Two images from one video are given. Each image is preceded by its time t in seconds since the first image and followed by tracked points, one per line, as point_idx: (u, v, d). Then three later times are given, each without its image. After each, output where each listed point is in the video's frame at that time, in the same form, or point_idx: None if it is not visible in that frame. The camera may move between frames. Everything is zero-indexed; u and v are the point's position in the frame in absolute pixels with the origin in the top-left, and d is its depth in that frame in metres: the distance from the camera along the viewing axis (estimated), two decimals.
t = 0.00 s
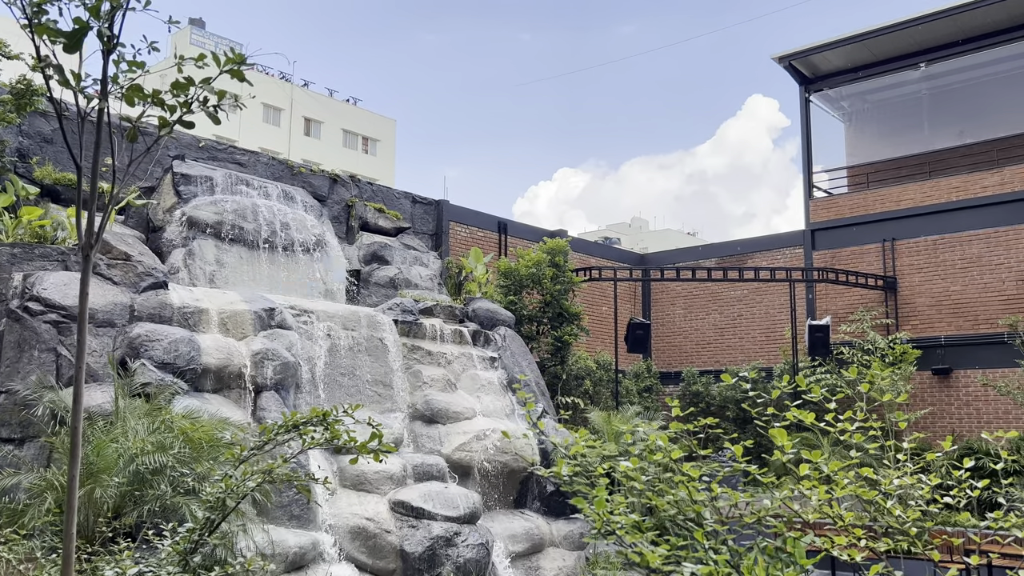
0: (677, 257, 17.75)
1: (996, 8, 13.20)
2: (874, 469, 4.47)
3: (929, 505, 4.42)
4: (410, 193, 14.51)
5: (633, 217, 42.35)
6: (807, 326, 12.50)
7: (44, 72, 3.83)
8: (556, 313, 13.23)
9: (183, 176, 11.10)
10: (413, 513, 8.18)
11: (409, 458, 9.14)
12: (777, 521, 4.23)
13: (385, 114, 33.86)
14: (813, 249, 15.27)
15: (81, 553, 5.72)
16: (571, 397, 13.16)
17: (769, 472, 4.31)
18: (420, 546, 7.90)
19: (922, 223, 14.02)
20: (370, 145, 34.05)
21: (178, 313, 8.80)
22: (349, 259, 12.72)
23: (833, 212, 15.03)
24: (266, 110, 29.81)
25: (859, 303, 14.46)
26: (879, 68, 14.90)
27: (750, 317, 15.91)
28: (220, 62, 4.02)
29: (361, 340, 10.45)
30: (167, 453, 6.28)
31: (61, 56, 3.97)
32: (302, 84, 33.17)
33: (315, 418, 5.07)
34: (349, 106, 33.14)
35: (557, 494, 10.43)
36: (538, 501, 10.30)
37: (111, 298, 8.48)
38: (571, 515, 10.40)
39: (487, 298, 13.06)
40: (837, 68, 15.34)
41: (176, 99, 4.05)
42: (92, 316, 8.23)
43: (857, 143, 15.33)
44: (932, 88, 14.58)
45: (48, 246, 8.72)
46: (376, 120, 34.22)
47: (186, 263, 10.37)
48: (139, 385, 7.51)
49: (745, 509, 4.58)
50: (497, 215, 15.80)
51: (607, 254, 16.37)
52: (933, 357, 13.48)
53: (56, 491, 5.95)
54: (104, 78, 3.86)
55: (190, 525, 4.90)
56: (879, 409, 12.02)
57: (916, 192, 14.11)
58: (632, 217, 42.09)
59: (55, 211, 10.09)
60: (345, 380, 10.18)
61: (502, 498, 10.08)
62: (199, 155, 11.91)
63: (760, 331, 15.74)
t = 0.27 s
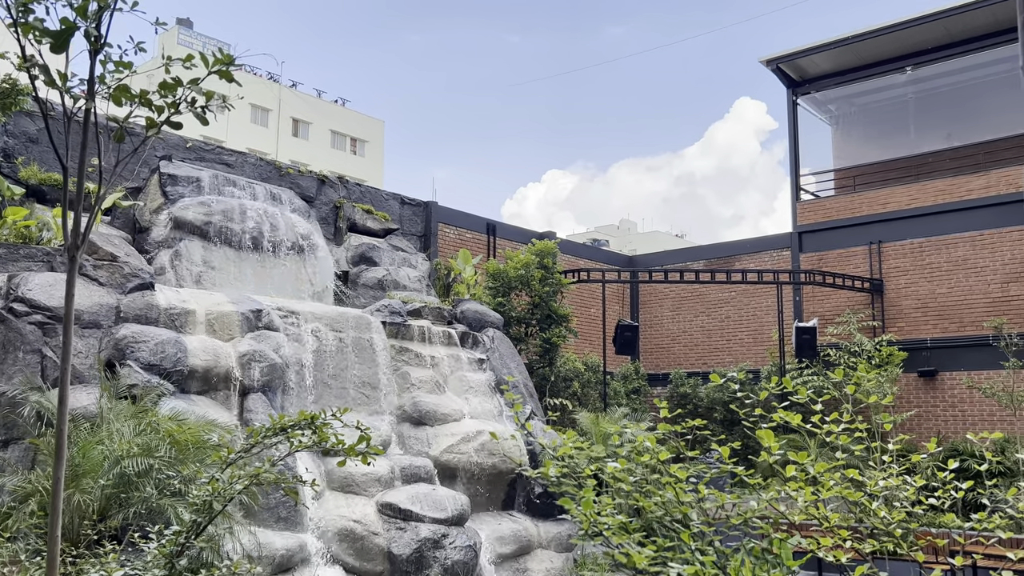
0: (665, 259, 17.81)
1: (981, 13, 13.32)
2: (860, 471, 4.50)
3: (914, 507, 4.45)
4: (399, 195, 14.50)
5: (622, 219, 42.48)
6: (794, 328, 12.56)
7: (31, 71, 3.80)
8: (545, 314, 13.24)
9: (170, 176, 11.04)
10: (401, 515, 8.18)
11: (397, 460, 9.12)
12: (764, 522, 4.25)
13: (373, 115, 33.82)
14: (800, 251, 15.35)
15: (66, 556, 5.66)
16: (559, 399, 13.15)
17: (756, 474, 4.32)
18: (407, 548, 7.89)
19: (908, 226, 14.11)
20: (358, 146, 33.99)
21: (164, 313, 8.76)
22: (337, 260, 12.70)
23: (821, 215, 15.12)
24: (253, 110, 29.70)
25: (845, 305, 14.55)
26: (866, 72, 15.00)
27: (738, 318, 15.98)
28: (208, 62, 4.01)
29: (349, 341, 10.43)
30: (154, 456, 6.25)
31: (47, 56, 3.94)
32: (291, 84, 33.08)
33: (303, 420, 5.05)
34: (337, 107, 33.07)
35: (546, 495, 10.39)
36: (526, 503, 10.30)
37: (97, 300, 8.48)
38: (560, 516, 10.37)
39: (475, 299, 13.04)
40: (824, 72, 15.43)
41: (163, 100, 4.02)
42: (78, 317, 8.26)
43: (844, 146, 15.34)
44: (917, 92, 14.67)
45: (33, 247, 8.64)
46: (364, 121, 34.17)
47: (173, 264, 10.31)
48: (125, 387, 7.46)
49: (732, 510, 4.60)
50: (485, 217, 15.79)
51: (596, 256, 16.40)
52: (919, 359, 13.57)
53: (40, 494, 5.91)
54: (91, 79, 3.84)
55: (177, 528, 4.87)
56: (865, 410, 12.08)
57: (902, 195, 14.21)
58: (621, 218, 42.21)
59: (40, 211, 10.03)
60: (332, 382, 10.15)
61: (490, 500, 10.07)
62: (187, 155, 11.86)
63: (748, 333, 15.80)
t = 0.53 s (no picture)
0: (653, 261, 17.87)
1: (966, 17, 13.41)
2: (844, 472, 4.53)
3: (897, 508, 4.49)
4: (387, 196, 14.48)
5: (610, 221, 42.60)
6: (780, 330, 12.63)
7: (15, 70, 3.78)
8: (533, 316, 13.25)
9: (157, 176, 10.98)
10: (388, 517, 8.17)
11: (385, 462, 9.10)
12: (749, 524, 4.27)
13: (362, 116, 33.77)
14: (787, 253, 15.42)
15: (50, 558, 5.60)
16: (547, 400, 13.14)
17: (741, 475, 4.34)
18: (395, 550, 7.87)
19: (894, 229, 14.21)
20: (347, 147, 33.93)
21: (150, 315, 8.67)
22: (325, 261, 12.66)
23: (807, 217, 15.20)
24: (241, 111, 29.60)
25: (832, 307, 14.63)
26: (852, 75, 15.10)
27: (725, 320, 16.03)
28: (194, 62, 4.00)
29: (337, 342, 10.41)
30: (139, 458, 6.22)
31: (32, 56, 3.92)
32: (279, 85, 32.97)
33: (289, 421, 5.02)
34: (326, 108, 33.00)
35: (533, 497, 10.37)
36: (514, 504, 10.30)
37: (82, 300, 8.48)
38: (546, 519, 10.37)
39: (463, 301, 13.03)
40: (811, 75, 15.51)
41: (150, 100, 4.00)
42: (63, 318, 8.26)
43: (831, 149, 15.49)
44: (903, 96, 14.80)
45: (17, 247, 8.59)
46: (353, 122, 34.12)
47: (160, 265, 10.25)
48: (111, 389, 7.41)
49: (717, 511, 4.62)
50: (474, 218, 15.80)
51: (584, 257, 16.43)
52: (904, 361, 13.65)
53: (25, 497, 5.86)
54: (76, 78, 3.81)
55: (161, 530, 4.84)
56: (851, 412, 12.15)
57: (888, 198, 14.29)
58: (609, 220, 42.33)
59: (25, 211, 9.95)
60: (320, 384, 10.13)
61: (478, 502, 10.06)
62: (174, 155, 11.81)
63: (735, 334, 15.86)
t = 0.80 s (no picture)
0: (640, 262, 17.90)
1: (951, 23, 13.50)
2: (824, 473, 4.55)
3: (877, 508, 4.52)
4: (374, 196, 14.45)
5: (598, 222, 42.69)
6: (766, 331, 12.67)
7: None
8: (520, 317, 13.25)
9: (142, 176, 10.92)
10: (375, 518, 8.13)
11: (371, 463, 9.07)
12: (730, 525, 4.28)
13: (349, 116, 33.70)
14: (773, 255, 15.47)
15: (31, 561, 5.53)
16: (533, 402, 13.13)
17: (722, 476, 4.35)
18: (381, 551, 7.81)
19: (879, 231, 14.29)
20: (334, 147, 33.86)
21: (135, 315, 8.62)
22: (311, 262, 12.63)
23: (793, 220, 15.26)
24: (228, 111, 29.50)
25: (817, 309, 14.69)
26: (838, 78, 15.17)
27: (711, 322, 16.07)
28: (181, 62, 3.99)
29: (323, 343, 10.38)
30: (121, 459, 6.18)
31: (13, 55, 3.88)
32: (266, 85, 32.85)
33: (272, 423, 4.99)
34: (313, 108, 32.93)
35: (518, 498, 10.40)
36: (501, 506, 10.29)
37: (66, 301, 8.44)
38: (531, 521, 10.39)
39: (451, 302, 13.00)
40: (797, 78, 15.57)
41: (133, 101, 3.96)
42: (46, 318, 8.21)
43: (816, 151, 15.58)
44: (888, 99, 14.91)
45: None
46: (340, 122, 34.05)
47: (145, 265, 10.19)
48: (95, 389, 7.35)
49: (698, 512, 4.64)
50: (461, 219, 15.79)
51: (571, 259, 16.44)
52: (889, 362, 13.69)
53: (5, 499, 5.81)
54: (59, 78, 3.77)
55: (143, 531, 4.79)
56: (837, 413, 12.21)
57: (873, 201, 14.36)
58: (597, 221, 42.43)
59: (8, 210, 9.88)
60: (305, 385, 10.09)
61: (464, 503, 10.03)
62: (159, 155, 11.74)
63: (721, 336, 15.90)
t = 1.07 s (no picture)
0: (626, 263, 17.94)
1: (934, 27, 13.60)
2: (804, 474, 4.59)
3: (856, 509, 4.56)
4: (360, 196, 14.41)
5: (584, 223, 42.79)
6: (751, 333, 12.74)
7: None
8: (506, 318, 13.25)
9: (126, 175, 10.84)
10: (359, 520, 8.10)
11: (355, 464, 9.05)
12: (710, 526, 4.30)
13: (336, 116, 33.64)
14: (758, 257, 15.54)
15: (12, 562, 5.47)
16: (519, 403, 13.13)
17: (702, 478, 4.35)
18: (366, 553, 7.80)
19: (863, 233, 14.38)
20: (320, 147, 33.78)
21: (118, 315, 8.58)
22: (296, 262, 12.59)
23: (778, 222, 15.32)
24: (213, 110, 29.37)
25: (802, 310, 14.77)
26: (822, 81, 15.25)
27: (696, 323, 16.13)
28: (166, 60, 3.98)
29: (308, 344, 10.34)
30: (103, 460, 6.13)
31: None
32: (252, 84, 32.71)
33: (254, 424, 4.95)
34: (300, 108, 32.84)
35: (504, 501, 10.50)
36: (486, 507, 10.31)
37: (48, 300, 8.38)
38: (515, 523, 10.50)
39: (437, 303, 12.98)
40: (782, 80, 15.62)
41: (118, 100, 3.82)
42: (28, 318, 8.15)
43: (801, 154, 15.67)
44: (872, 102, 15.00)
45: None
46: (327, 122, 33.97)
47: (128, 265, 10.12)
48: (77, 390, 7.29)
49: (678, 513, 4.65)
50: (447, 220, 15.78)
51: (558, 259, 16.46)
52: (873, 363, 13.73)
53: None
54: (41, 77, 3.70)
55: (125, 533, 4.74)
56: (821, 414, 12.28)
57: (857, 203, 14.45)
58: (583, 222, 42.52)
59: None
60: (290, 385, 10.05)
61: (449, 504, 10.03)
62: (143, 154, 11.66)
63: (707, 337, 15.96)
